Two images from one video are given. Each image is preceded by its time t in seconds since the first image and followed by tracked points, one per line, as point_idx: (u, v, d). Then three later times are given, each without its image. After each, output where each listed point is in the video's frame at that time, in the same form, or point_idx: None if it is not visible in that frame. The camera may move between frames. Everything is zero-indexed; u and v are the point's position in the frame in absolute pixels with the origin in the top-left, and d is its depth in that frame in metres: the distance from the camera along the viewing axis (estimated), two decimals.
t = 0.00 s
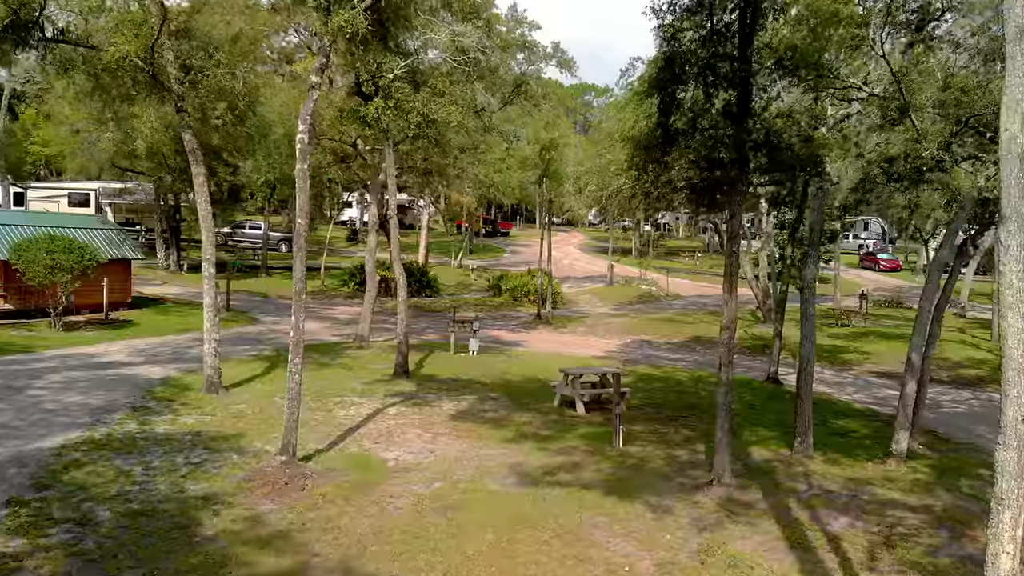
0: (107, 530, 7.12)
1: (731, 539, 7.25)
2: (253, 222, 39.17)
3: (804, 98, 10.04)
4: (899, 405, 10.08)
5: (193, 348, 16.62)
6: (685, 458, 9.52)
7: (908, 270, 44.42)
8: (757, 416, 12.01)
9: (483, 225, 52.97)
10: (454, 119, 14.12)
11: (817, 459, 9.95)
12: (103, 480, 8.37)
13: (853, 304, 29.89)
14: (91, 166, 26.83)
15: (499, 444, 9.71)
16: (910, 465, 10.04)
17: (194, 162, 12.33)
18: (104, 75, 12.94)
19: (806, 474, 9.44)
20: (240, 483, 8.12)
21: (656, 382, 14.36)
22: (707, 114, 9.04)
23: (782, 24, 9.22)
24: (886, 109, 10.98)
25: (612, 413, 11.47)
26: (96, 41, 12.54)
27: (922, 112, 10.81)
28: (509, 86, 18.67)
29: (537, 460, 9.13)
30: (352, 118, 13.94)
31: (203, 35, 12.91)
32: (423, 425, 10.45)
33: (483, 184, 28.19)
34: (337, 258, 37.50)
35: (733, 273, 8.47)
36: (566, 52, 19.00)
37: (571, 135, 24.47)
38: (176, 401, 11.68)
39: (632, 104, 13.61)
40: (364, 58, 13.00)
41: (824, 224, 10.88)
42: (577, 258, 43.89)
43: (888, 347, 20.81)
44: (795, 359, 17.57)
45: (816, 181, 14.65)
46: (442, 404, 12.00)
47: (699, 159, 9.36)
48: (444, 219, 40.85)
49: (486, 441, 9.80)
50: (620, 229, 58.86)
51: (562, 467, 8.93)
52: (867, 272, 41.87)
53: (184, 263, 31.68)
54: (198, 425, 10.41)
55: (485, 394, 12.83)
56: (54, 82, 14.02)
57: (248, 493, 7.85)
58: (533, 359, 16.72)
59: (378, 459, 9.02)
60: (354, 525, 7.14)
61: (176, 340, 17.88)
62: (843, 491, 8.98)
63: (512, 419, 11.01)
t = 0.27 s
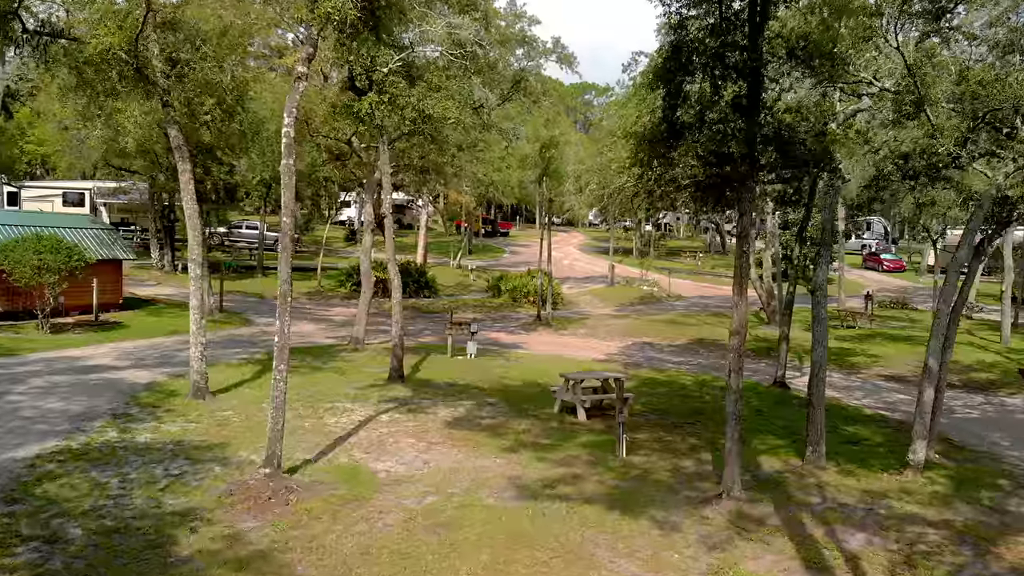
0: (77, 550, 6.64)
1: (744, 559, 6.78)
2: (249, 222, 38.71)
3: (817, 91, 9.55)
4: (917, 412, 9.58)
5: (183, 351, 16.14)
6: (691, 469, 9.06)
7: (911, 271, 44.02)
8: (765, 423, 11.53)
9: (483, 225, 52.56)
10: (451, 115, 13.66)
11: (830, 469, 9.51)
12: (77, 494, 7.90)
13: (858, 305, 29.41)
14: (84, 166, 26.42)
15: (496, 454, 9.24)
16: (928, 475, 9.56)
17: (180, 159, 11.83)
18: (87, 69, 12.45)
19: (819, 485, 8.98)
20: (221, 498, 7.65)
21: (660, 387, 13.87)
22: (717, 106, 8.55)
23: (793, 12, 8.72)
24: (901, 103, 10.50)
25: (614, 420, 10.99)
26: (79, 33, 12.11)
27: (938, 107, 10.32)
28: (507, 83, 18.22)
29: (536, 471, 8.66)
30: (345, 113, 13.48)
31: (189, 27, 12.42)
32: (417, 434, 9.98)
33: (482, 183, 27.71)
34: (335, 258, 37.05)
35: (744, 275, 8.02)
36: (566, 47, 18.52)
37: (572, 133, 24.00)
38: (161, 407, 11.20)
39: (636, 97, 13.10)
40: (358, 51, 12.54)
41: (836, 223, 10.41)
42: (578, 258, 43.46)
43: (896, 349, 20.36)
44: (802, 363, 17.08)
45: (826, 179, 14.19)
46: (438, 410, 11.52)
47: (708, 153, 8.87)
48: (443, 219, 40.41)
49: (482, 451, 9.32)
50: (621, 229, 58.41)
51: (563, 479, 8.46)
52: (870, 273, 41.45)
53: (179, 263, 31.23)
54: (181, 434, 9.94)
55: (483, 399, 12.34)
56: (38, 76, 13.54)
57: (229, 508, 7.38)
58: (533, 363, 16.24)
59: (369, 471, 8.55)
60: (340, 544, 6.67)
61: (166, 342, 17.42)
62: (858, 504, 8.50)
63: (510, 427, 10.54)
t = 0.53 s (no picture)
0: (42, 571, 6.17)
1: None
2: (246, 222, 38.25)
3: (831, 84, 9.10)
4: (936, 421, 9.11)
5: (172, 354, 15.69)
6: (699, 481, 8.60)
7: (915, 271, 43.61)
8: (774, 431, 11.06)
9: (482, 225, 52.14)
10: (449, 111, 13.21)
11: (845, 481, 9.06)
12: (48, 509, 7.43)
13: (863, 306, 28.97)
14: (77, 165, 26.02)
15: (494, 465, 8.77)
16: (948, 487, 9.09)
17: (166, 156, 11.35)
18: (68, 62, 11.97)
19: (834, 499, 8.51)
20: (200, 514, 7.18)
21: (663, 391, 13.41)
22: (726, 98, 8.09)
23: None
24: (917, 97, 10.05)
25: (617, 427, 10.52)
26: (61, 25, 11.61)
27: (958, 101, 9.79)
28: (506, 79, 17.77)
29: (535, 484, 8.20)
30: (338, 108, 13.03)
31: (175, 18, 11.91)
32: (411, 443, 9.51)
33: (481, 182, 27.23)
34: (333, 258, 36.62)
35: (756, 276, 7.58)
36: (567, 42, 18.04)
37: (573, 131, 23.53)
38: (145, 414, 10.75)
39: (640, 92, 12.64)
40: (352, 43, 12.10)
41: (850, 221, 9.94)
42: (579, 258, 43.04)
43: (904, 351, 19.90)
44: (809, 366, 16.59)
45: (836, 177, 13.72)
46: (434, 415, 11.06)
47: (718, 148, 8.41)
48: (442, 219, 39.97)
49: (479, 461, 8.86)
50: (622, 229, 57.94)
51: (564, 493, 7.99)
52: (874, 273, 41.04)
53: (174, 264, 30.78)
54: (163, 443, 9.47)
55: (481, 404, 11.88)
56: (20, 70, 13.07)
57: (208, 526, 6.92)
58: (533, 366, 15.79)
59: (359, 483, 8.08)
60: (325, 565, 6.21)
61: (155, 345, 16.95)
62: (876, 518, 8.04)
63: (508, 435, 10.07)
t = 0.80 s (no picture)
0: None
1: None
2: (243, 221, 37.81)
3: (845, 76, 8.61)
4: (956, 429, 8.68)
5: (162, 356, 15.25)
6: (708, 493, 8.16)
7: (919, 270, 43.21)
8: (784, 438, 10.61)
9: (482, 225, 51.74)
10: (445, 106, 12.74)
11: (861, 492, 8.62)
12: (18, 524, 6.99)
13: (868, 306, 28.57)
14: (69, 163, 25.58)
15: (491, 476, 8.33)
16: (968, 498, 8.66)
17: (151, 152, 10.89)
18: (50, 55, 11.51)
19: (850, 512, 8.07)
20: (178, 531, 6.74)
21: (667, 396, 12.97)
22: (737, 89, 7.59)
23: None
24: (934, 90, 9.58)
25: (621, 435, 10.08)
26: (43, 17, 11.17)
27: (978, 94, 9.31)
28: (505, 74, 17.32)
29: (535, 497, 7.76)
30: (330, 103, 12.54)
31: (160, 8, 11.45)
32: (405, 452, 9.06)
33: (479, 181, 26.79)
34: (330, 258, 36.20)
35: (768, 278, 7.16)
36: (567, 37, 17.59)
37: (573, 128, 23.09)
38: (128, 421, 10.31)
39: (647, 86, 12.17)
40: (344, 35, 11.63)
41: (864, 220, 9.48)
42: (579, 258, 42.63)
43: (912, 353, 19.47)
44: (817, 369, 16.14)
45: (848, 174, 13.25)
46: (429, 421, 10.63)
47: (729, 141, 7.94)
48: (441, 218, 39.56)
49: (476, 472, 8.41)
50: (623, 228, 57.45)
51: (565, 506, 7.55)
52: (877, 273, 40.65)
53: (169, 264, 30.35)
54: (145, 453, 9.03)
55: (479, 409, 11.44)
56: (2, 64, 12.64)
57: (186, 544, 6.47)
58: (533, 369, 15.34)
59: (349, 497, 7.64)
60: None
61: (145, 347, 16.50)
62: (895, 533, 7.61)
63: (507, 442, 9.63)
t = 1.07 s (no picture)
0: None
1: None
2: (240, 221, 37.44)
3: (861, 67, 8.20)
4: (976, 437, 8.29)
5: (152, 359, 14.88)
6: (716, 505, 7.79)
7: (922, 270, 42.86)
8: (794, 445, 10.23)
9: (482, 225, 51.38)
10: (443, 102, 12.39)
11: (876, 503, 8.25)
12: None
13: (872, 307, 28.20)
14: (63, 162, 25.24)
15: (490, 486, 7.95)
16: (988, 509, 8.28)
17: (137, 148, 10.50)
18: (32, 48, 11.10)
19: (865, 524, 7.70)
20: (157, 547, 6.37)
21: (671, 400, 12.59)
22: (750, 80, 7.14)
23: None
24: (950, 84, 9.23)
25: (624, 442, 9.71)
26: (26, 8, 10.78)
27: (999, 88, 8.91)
28: (504, 70, 16.97)
29: (535, 509, 7.39)
30: (324, 98, 12.18)
31: None
32: (399, 460, 8.69)
33: (478, 179, 26.43)
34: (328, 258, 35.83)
35: (782, 280, 6.79)
36: (568, 32, 17.21)
37: (574, 126, 22.72)
38: (112, 428, 9.93)
39: (652, 80, 11.81)
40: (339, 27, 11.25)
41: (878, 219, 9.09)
42: (580, 258, 42.26)
43: (919, 355, 19.09)
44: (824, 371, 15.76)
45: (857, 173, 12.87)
46: (426, 427, 10.25)
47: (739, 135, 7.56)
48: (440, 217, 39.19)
49: (474, 482, 8.04)
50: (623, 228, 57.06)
51: (567, 519, 7.17)
52: (880, 272, 40.30)
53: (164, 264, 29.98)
54: (128, 462, 8.65)
55: (477, 414, 11.06)
56: None
57: (165, 561, 6.09)
58: (533, 371, 14.96)
59: (340, 510, 7.27)
60: None
61: (136, 349, 16.11)
62: (914, 547, 7.23)
63: (506, 450, 9.25)
